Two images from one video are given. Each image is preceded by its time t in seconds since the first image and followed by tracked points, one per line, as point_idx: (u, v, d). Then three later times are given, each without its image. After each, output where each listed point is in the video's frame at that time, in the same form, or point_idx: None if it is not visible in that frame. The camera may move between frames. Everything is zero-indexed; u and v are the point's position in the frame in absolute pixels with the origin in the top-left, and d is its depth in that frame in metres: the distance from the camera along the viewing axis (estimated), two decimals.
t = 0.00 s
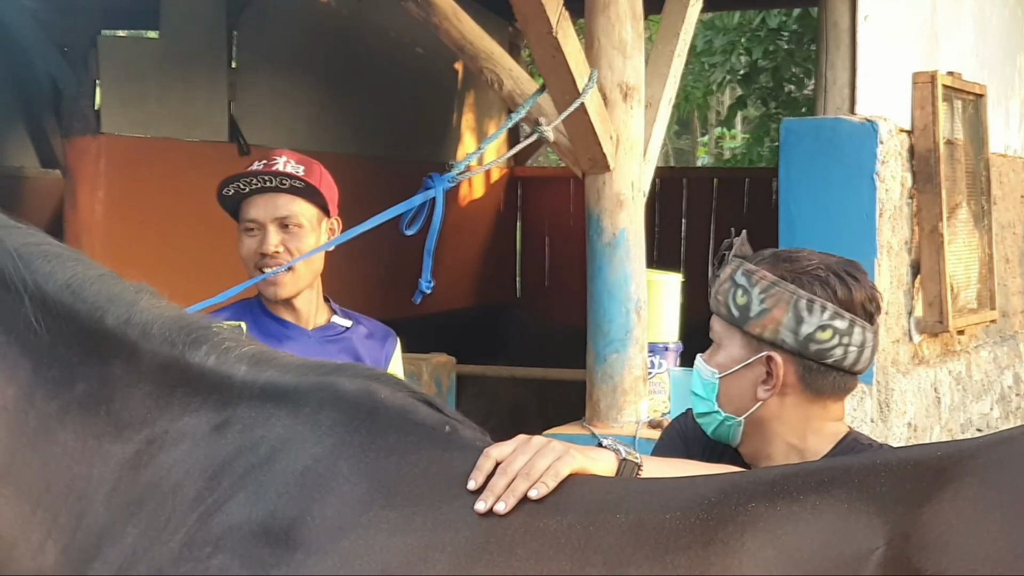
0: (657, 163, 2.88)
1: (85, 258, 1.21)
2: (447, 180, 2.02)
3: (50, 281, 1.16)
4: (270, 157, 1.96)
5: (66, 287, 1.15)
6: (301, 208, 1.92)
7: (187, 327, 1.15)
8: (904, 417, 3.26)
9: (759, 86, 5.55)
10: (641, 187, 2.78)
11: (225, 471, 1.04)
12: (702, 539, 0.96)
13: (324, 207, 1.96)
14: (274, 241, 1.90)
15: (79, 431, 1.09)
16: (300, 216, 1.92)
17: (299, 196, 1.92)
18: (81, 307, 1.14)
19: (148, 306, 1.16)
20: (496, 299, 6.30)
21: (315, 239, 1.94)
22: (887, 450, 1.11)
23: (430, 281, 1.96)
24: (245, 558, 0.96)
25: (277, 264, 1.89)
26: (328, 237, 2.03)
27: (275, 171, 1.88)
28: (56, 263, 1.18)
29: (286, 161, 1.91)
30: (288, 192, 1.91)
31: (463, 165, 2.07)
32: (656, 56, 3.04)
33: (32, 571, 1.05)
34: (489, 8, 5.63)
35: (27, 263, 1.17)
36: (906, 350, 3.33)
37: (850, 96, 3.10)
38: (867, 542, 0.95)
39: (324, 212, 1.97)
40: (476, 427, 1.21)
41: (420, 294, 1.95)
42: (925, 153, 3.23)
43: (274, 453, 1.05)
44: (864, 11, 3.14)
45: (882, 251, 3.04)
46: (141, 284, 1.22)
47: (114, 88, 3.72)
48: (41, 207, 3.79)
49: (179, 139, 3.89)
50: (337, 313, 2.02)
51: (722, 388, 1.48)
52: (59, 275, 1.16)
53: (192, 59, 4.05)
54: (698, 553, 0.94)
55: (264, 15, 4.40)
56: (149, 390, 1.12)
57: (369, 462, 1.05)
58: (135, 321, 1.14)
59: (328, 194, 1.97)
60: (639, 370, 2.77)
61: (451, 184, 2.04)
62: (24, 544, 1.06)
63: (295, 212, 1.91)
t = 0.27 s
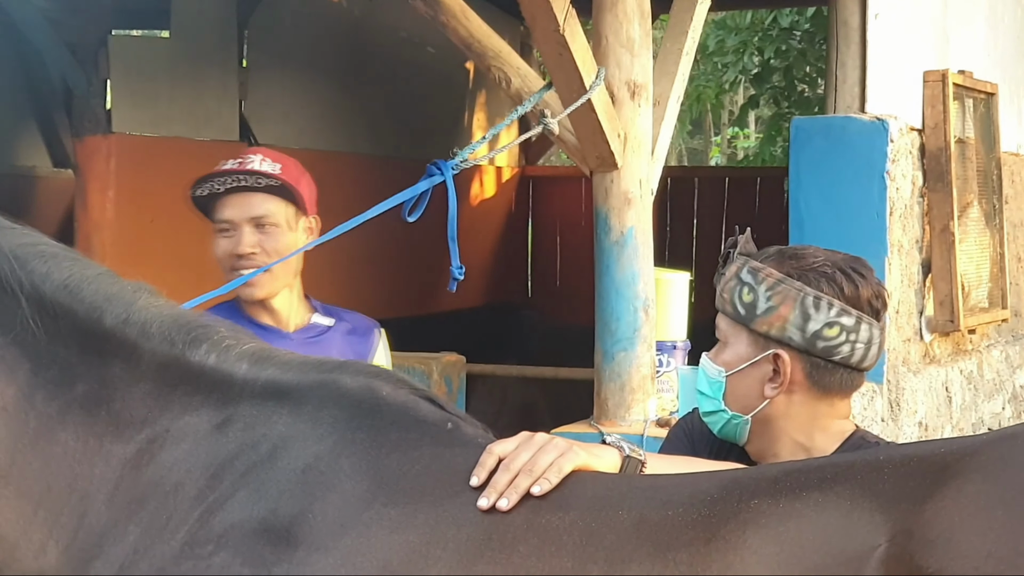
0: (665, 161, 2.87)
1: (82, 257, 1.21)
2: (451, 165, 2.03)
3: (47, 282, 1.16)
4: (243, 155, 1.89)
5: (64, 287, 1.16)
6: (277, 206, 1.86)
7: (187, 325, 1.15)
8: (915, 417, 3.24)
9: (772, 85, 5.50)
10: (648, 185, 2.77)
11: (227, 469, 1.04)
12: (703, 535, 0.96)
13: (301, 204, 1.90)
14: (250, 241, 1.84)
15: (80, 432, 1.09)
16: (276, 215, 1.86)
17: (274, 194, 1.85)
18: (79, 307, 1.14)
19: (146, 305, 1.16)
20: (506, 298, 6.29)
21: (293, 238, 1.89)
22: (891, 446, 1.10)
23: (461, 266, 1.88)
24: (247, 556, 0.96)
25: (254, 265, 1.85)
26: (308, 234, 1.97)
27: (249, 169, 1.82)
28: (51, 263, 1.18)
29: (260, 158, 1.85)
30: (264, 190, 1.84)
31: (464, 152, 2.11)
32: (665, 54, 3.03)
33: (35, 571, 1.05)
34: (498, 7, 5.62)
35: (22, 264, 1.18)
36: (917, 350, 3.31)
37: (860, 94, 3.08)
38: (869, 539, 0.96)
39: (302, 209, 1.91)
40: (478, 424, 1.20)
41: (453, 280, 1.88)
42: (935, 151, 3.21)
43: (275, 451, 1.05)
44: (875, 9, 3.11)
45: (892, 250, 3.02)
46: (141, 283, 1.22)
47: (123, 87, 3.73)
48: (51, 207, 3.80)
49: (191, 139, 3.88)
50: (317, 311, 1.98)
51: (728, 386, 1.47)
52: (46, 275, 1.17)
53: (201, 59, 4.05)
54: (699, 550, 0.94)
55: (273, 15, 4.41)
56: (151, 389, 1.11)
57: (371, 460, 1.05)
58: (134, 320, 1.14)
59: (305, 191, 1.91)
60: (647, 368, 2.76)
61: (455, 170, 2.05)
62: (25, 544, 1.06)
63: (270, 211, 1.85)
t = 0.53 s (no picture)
0: (671, 160, 2.86)
1: (87, 255, 1.20)
2: (457, 169, 2.06)
3: (52, 279, 1.16)
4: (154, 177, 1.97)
5: (69, 284, 1.15)
6: (196, 218, 1.88)
7: (190, 323, 1.15)
8: (922, 417, 3.22)
9: (779, 86, 5.47)
10: (654, 184, 2.76)
11: (229, 467, 1.04)
12: (706, 535, 0.95)
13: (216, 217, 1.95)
14: (170, 256, 1.83)
15: (83, 430, 1.09)
16: (197, 224, 1.88)
17: (192, 208, 1.89)
18: (83, 305, 1.14)
19: (151, 303, 1.16)
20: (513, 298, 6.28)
21: (213, 252, 1.91)
22: (894, 446, 1.09)
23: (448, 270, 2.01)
24: (248, 554, 0.95)
25: (175, 281, 1.83)
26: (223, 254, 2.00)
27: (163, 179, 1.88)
28: (53, 260, 1.18)
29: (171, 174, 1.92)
30: (181, 201, 1.88)
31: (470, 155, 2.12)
32: (671, 53, 3.03)
33: (36, 570, 1.04)
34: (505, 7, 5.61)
35: (26, 260, 1.17)
36: (924, 350, 3.29)
37: (867, 94, 3.07)
38: (872, 539, 0.95)
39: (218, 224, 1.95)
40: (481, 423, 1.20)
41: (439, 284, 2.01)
42: (942, 151, 3.20)
43: (277, 449, 1.05)
44: (882, 9, 3.10)
45: (900, 250, 3.00)
46: (145, 281, 1.21)
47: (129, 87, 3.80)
48: (57, 206, 3.81)
49: (196, 139, 3.90)
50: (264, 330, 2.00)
51: (735, 387, 1.46)
52: (43, 270, 1.16)
53: (208, 59, 4.05)
54: (702, 549, 0.93)
55: (280, 15, 4.41)
56: (153, 388, 1.11)
57: (373, 458, 1.04)
58: (139, 318, 1.13)
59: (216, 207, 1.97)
60: (652, 368, 2.76)
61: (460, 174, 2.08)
62: (27, 543, 1.05)
63: (190, 221, 1.87)
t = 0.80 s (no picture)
0: (680, 160, 2.85)
1: (90, 255, 1.22)
2: (469, 169, 2.05)
3: (56, 279, 1.17)
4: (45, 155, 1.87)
5: (73, 285, 1.16)
6: (86, 201, 1.82)
7: (195, 323, 1.15)
8: (933, 418, 3.21)
9: (790, 86, 5.44)
10: (664, 184, 2.75)
11: (234, 467, 1.04)
12: (714, 535, 0.95)
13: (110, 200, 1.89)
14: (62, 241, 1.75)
15: (88, 431, 1.09)
16: (89, 206, 1.82)
17: (82, 190, 1.81)
18: (88, 305, 1.15)
19: (155, 303, 1.17)
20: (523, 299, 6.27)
21: (103, 238, 1.85)
22: (902, 447, 1.09)
23: (468, 271, 2.00)
24: (255, 554, 0.95)
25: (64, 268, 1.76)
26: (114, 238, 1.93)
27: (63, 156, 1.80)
28: (57, 261, 1.19)
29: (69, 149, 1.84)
30: (74, 180, 1.81)
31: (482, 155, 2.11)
32: (680, 54, 3.02)
33: (42, 570, 1.03)
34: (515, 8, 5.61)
35: (29, 261, 1.18)
36: (935, 351, 3.27)
37: (878, 94, 3.05)
38: (881, 539, 0.94)
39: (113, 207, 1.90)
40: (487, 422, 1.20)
41: (460, 285, 2.01)
42: (954, 152, 3.18)
43: (284, 449, 1.05)
44: (893, 9, 3.09)
45: (911, 251, 2.99)
46: (149, 282, 1.23)
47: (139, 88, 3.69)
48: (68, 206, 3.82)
49: (207, 140, 3.92)
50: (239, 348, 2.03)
51: (750, 391, 1.43)
52: (45, 272, 1.17)
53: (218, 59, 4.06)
54: (709, 549, 0.93)
55: (291, 16, 4.41)
56: (159, 388, 1.11)
57: (380, 457, 1.04)
58: (143, 318, 1.14)
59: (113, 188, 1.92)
60: (661, 368, 2.75)
61: (471, 174, 2.07)
62: (33, 544, 1.05)
63: (85, 202, 1.81)
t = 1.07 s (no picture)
0: (686, 160, 2.85)
1: (96, 257, 1.23)
2: (473, 170, 2.05)
3: (61, 281, 1.17)
4: None
5: (78, 287, 1.17)
6: (17, 201, 1.80)
7: (200, 324, 1.15)
8: (940, 419, 3.20)
9: (796, 88, 5.44)
10: (670, 185, 2.75)
11: (240, 468, 1.04)
12: (719, 536, 0.95)
13: (50, 200, 1.85)
14: None
15: (94, 432, 1.10)
16: (20, 210, 1.80)
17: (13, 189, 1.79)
18: (92, 307, 1.15)
19: (160, 304, 1.17)
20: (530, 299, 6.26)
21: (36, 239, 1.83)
22: (907, 448, 1.09)
23: (467, 273, 1.99)
24: (260, 555, 0.96)
25: None
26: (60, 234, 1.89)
27: None
28: (65, 263, 1.20)
29: (5, 147, 1.79)
30: (6, 182, 1.79)
31: (487, 156, 2.10)
32: (687, 55, 3.02)
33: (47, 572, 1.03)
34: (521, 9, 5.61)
35: (37, 263, 1.19)
36: (941, 352, 3.26)
37: (885, 95, 3.05)
38: (886, 541, 0.94)
39: (52, 206, 1.86)
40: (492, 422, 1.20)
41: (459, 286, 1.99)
42: (960, 152, 3.18)
43: (289, 449, 1.05)
44: (900, 10, 3.08)
45: (918, 252, 2.98)
46: (155, 283, 1.23)
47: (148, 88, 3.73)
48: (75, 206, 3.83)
49: (213, 140, 3.92)
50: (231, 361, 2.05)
51: (755, 393, 1.43)
52: (52, 274, 1.18)
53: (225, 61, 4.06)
54: (714, 550, 0.93)
55: (297, 18, 4.42)
56: (164, 390, 1.12)
57: (385, 457, 1.04)
58: (148, 319, 1.14)
59: (55, 186, 1.86)
60: (668, 369, 2.74)
61: (477, 175, 2.07)
62: (38, 545, 1.04)
63: (16, 205, 1.80)
